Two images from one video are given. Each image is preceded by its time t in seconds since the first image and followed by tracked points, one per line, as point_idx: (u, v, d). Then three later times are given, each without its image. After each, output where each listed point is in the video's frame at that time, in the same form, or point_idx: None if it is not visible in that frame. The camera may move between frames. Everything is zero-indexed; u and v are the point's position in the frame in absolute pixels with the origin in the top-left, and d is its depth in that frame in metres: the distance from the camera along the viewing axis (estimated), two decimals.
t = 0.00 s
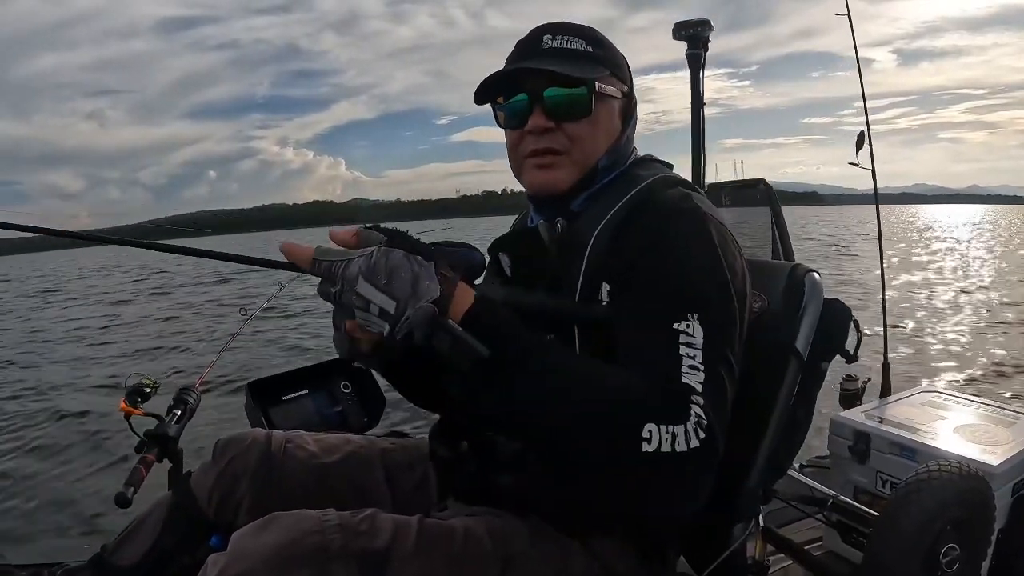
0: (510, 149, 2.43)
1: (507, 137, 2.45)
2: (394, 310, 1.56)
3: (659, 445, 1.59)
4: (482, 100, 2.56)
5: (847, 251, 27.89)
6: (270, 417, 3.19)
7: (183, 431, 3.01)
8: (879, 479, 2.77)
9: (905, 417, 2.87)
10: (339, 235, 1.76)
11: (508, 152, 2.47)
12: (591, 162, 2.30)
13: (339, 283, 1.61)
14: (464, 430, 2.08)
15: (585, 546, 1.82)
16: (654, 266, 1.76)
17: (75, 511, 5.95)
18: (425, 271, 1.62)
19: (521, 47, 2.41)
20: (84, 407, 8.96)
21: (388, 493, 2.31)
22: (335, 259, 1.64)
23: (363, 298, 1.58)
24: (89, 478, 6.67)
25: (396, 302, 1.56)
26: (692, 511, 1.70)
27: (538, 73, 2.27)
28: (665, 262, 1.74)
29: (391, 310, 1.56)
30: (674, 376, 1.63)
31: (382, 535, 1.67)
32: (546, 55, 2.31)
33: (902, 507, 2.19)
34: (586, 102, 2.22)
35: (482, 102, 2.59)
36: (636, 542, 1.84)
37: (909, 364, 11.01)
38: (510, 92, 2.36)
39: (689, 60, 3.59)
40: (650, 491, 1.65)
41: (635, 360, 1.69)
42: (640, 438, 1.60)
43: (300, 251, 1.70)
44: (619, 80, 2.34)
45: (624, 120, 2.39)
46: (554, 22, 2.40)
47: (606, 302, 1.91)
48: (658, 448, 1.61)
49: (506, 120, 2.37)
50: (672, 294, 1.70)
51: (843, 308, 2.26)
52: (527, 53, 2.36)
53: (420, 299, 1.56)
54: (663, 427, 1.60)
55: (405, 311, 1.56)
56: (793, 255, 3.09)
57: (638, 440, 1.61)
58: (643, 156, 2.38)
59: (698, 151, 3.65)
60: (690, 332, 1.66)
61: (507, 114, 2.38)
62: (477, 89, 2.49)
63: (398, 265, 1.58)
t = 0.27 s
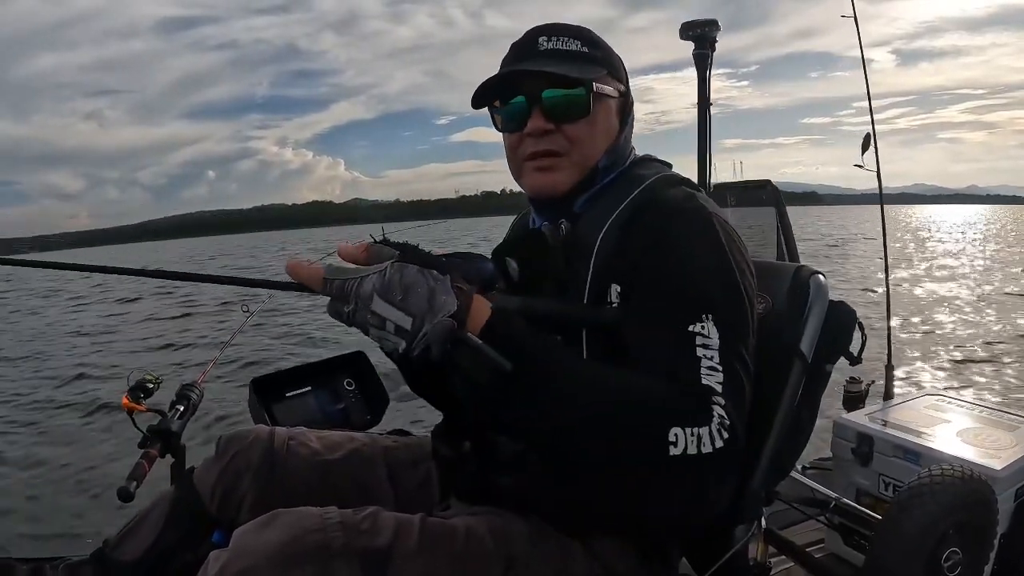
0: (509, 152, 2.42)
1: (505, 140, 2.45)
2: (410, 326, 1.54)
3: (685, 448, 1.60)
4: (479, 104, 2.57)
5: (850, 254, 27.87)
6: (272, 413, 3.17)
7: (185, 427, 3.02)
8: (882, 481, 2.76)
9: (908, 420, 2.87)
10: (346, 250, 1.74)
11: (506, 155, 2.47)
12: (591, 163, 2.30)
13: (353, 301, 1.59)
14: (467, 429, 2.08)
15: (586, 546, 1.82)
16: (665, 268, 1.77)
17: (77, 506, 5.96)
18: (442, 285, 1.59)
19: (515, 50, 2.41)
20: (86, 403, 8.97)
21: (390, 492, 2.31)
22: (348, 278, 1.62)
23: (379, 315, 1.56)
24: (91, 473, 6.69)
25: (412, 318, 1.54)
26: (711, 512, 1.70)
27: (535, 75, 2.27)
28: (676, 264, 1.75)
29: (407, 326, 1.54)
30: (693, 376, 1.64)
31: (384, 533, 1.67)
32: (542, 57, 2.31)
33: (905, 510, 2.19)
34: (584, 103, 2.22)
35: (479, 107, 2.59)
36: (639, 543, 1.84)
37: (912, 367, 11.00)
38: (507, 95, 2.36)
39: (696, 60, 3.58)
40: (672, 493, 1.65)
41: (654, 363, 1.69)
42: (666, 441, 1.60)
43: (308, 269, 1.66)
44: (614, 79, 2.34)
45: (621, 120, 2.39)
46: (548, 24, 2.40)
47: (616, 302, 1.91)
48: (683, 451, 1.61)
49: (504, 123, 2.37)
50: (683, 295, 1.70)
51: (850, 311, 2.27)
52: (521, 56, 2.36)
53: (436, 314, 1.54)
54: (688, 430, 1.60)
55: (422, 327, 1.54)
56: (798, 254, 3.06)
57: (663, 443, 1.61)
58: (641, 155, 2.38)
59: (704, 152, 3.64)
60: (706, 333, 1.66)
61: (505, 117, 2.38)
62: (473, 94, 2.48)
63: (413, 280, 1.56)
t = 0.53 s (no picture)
0: (519, 142, 2.42)
1: (514, 130, 2.45)
2: (432, 332, 1.49)
3: (714, 444, 1.61)
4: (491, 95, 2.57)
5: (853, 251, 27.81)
6: (277, 407, 3.21)
7: (188, 419, 3.04)
8: (885, 475, 2.77)
9: (911, 415, 2.87)
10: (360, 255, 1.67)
11: (516, 145, 2.47)
12: (601, 154, 2.30)
13: (372, 307, 1.50)
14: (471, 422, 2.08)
15: (588, 540, 1.83)
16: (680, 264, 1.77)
17: (81, 497, 6.00)
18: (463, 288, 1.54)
19: (527, 40, 2.41)
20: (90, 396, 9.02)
21: (393, 484, 2.32)
22: (365, 282, 1.51)
23: (400, 321, 1.49)
24: (95, 465, 6.72)
25: (435, 324, 1.48)
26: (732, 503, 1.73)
27: (547, 65, 2.28)
28: (686, 260, 1.77)
29: (429, 331, 1.49)
30: (716, 372, 1.65)
31: (388, 526, 1.68)
32: (554, 47, 2.31)
33: (908, 505, 2.19)
34: (595, 93, 2.23)
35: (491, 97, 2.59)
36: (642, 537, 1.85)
37: (915, 364, 10.98)
38: (518, 84, 2.36)
39: (701, 52, 3.57)
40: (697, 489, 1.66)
41: (673, 360, 1.68)
42: (697, 438, 1.61)
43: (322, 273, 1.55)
44: (624, 72, 2.34)
45: (631, 112, 2.39)
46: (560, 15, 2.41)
47: (627, 296, 1.92)
48: (712, 447, 1.63)
49: (515, 113, 2.37)
50: (700, 292, 1.71)
51: (853, 305, 2.27)
52: (533, 46, 2.36)
53: (460, 318, 1.50)
54: (716, 426, 1.62)
55: (445, 333, 1.49)
56: (802, 252, 3.09)
57: (693, 439, 1.62)
58: (650, 148, 2.38)
59: (708, 145, 3.64)
60: (724, 328, 1.68)
61: (516, 106, 2.38)
62: (484, 84, 2.49)
63: (436, 285, 1.50)
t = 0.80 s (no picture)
0: (519, 133, 2.42)
1: (514, 120, 2.44)
2: (453, 347, 1.46)
3: (740, 437, 1.62)
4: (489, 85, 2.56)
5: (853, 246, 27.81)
6: (276, 400, 3.21)
7: (189, 413, 3.05)
8: (884, 467, 2.77)
9: (910, 406, 2.87)
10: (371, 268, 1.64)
11: (515, 136, 2.46)
12: (602, 144, 2.30)
13: (392, 328, 1.46)
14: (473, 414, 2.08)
15: (592, 533, 1.84)
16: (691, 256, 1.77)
17: (82, 492, 6.02)
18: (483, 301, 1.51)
19: (525, 30, 2.40)
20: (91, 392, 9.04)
21: (393, 477, 2.32)
22: (383, 302, 1.48)
23: (421, 339, 1.46)
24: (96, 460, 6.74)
25: (457, 340, 1.46)
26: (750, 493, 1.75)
27: (547, 55, 2.27)
28: (688, 250, 1.79)
29: (450, 347, 1.46)
30: (734, 364, 1.65)
31: (388, 518, 1.69)
32: (553, 36, 2.30)
33: (907, 496, 2.19)
34: (595, 83, 2.22)
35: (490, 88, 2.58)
36: (645, 528, 1.86)
37: (915, 358, 10.99)
38: (517, 75, 2.34)
39: (700, 44, 3.56)
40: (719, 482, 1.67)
41: (691, 353, 1.68)
42: (723, 432, 1.62)
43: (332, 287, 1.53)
44: (624, 62, 2.34)
45: (630, 103, 2.39)
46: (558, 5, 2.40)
47: (634, 285, 1.92)
48: (738, 440, 1.64)
49: (514, 103, 2.36)
50: (713, 284, 1.72)
51: (853, 295, 2.28)
52: (532, 36, 2.35)
53: (482, 332, 1.47)
54: (739, 419, 1.64)
55: (466, 347, 1.47)
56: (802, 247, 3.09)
57: (719, 433, 1.62)
58: (649, 139, 2.39)
59: (707, 137, 3.63)
60: (738, 319, 1.69)
61: (515, 97, 2.37)
62: (484, 74, 2.48)
63: (456, 300, 1.47)
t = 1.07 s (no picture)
0: (518, 135, 2.41)
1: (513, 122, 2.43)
2: (470, 370, 1.46)
3: (757, 443, 1.63)
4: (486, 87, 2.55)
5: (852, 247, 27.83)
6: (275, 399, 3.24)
7: (188, 411, 3.05)
8: (884, 468, 2.77)
9: (910, 408, 2.87)
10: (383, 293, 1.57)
11: (514, 138, 2.45)
12: (602, 146, 2.30)
13: (408, 354, 1.46)
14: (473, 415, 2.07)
15: (592, 532, 1.84)
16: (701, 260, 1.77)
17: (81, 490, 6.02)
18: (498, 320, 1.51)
19: (521, 31, 2.39)
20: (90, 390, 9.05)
21: (393, 477, 2.32)
22: (397, 329, 1.47)
23: (437, 363, 1.46)
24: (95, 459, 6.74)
25: (473, 362, 1.46)
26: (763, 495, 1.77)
27: (545, 56, 2.26)
28: (693, 252, 1.80)
29: (467, 369, 1.47)
30: (749, 370, 1.67)
31: (387, 517, 1.69)
32: (550, 38, 2.29)
33: (906, 498, 2.19)
34: (594, 85, 2.22)
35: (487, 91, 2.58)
36: (645, 528, 1.86)
37: (913, 359, 11.00)
38: (515, 76, 2.34)
39: (701, 44, 3.56)
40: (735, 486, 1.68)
41: (704, 358, 1.69)
42: (740, 439, 1.63)
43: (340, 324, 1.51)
44: (622, 62, 2.33)
45: (629, 103, 2.39)
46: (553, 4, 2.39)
47: (643, 288, 1.93)
48: (754, 446, 1.65)
49: (513, 105, 2.36)
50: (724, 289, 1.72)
51: (853, 296, 2.28)
52: (529, 38, 2.34)
53: (498, 353, 1.47)
54: (756, 424, 1.65)
55: (482, 369, 1.47)
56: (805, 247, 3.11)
57: (736, 439, 1.63)
58: (648, 139, 2.39)
59: (709, 137, 3.63)
60: (749, 323, 1.70)
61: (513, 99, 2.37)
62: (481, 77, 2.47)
63: (471, 322, 1.47)
